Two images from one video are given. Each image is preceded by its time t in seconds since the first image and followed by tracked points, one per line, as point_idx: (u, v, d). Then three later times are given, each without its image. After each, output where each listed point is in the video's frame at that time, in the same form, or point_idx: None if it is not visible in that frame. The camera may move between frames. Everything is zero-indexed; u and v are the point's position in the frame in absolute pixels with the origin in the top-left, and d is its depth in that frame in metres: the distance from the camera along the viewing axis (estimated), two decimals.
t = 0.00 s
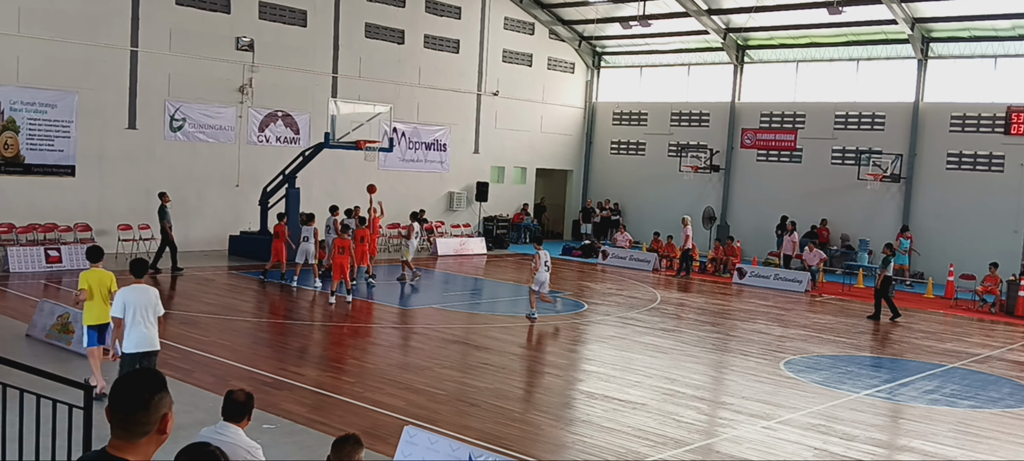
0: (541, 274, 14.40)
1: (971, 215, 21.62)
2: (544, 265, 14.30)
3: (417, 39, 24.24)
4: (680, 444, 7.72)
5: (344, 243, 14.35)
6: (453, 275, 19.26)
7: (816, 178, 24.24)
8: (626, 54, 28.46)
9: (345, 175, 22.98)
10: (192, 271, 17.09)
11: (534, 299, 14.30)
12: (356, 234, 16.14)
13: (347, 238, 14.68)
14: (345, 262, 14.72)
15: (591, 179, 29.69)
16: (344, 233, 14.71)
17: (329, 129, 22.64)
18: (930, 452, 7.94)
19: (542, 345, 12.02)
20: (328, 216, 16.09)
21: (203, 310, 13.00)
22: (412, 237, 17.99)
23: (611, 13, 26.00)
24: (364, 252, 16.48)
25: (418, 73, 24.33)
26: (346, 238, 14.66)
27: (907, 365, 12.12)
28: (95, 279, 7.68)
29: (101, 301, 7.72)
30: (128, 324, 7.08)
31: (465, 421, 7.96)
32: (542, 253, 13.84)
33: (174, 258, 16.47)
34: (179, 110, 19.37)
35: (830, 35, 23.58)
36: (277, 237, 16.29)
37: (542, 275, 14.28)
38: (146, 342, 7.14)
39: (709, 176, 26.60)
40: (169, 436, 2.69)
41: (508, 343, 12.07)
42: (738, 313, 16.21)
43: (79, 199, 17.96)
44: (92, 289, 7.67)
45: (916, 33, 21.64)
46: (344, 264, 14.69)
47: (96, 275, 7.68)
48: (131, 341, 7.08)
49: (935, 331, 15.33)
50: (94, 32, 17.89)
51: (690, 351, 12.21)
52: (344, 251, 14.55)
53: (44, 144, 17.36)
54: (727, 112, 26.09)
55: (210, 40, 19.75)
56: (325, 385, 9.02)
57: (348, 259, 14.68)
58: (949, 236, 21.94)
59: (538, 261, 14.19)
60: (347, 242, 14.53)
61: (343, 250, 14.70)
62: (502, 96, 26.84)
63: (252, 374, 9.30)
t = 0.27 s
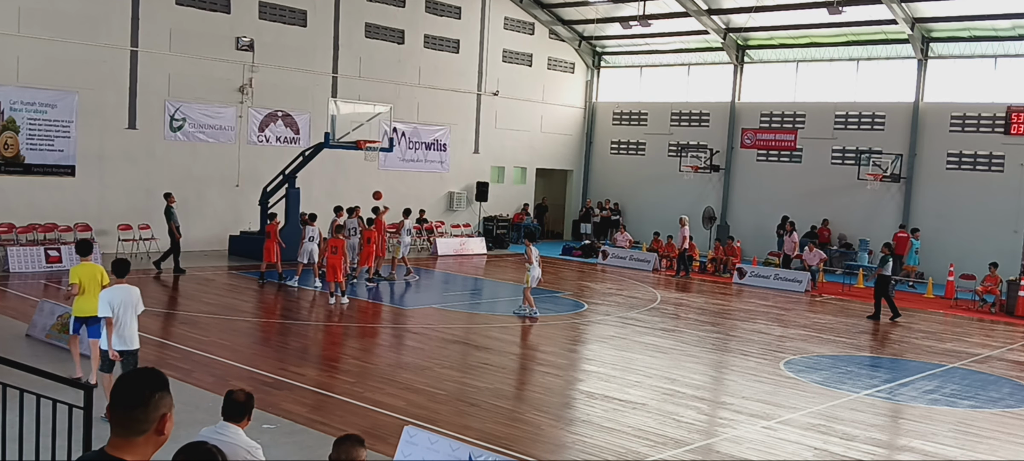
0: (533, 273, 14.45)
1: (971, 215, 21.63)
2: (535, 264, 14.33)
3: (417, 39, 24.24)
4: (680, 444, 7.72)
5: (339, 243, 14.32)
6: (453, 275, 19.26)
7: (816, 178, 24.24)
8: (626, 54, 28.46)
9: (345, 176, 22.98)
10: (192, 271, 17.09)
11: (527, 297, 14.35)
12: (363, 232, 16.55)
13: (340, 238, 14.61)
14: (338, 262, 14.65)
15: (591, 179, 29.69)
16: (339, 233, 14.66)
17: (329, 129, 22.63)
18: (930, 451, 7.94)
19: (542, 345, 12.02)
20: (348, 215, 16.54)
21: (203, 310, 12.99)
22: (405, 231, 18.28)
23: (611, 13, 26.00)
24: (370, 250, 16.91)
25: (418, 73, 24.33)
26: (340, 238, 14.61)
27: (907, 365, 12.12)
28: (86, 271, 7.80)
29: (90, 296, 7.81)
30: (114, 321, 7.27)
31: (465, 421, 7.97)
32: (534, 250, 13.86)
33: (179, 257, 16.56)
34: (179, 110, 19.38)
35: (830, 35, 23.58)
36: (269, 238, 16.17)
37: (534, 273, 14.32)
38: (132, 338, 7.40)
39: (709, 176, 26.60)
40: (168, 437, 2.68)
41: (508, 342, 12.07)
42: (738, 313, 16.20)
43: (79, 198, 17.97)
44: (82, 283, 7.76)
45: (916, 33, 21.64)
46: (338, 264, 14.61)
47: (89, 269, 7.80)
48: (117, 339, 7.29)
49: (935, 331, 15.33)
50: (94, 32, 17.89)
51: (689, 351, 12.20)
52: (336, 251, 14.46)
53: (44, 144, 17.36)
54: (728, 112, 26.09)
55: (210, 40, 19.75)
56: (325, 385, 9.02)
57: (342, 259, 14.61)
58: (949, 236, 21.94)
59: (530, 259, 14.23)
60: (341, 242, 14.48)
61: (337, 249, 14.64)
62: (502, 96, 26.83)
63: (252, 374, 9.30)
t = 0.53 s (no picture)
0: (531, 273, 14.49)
1: (971, 215, 21.64)
2: (533, 264, 14.35)
3: (417, 39, 24.24)
4: (680, 444, 7.72)
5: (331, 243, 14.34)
6: (453, 275, 19.26)
7: (816, 178, 24.24)
8: (626, 54, 28.45)
9: (345, 176, 22.98)
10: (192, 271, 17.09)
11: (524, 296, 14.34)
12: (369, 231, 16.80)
13: (335, 238, 14.69)
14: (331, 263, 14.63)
15: (591, 179, 29.69)
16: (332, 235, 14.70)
17: (329, 129, 22.63)
18: (930, 451, 7.94)
19: (542, 345, 12.03)
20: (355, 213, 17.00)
21: (204, 310, 12.99)
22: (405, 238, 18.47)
23: (611, 13, 26.00)
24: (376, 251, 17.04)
25: (418, 73, 24.32)
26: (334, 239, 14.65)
27: (906, 365, 12.12)
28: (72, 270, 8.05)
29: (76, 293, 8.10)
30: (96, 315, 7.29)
31: (465, 421, 7.97)
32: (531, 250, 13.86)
33: (181, 257, 16.57)
34: (179, 110, 19.38)
35: (830, 35, 23.58)
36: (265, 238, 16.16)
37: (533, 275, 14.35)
38: (118, 333, 7.36)
39: (709, 176, 26.60)
40: (167, 440, 2.68)
41: (508, 343, 12.07)
42: (738, 313, 16.21)
43: (80, 198, 17.97)
44: (70, 281, 8.03)
45: (916, 33, 21.64)
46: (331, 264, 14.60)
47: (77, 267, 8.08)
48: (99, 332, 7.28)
49: (935, 331, 15.33)
50: (94, 32, 17.89)
51: (690, 351, 12.21)
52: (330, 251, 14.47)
53: (44, 144, 17.36)
54: (728, 112, 26.09)
55: (210, 41, 19.75)
56: (325, 385, 9.02)
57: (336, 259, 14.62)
58: (949, 237, 21.94)
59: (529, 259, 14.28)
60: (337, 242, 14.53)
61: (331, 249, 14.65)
62: (502, 96, 26.83)
63: (252, 374, 9.30)
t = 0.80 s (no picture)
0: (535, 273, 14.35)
1: (971, 215, 21.63)
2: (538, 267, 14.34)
3: (417, 39, 24.24)
4: (680, 444, 7.72)
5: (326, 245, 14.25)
6: (453, 275, 19.27)
7: (817, 178, 24.24)
8: (626, 54, 28.46)
9: (345, 175, 22.98)
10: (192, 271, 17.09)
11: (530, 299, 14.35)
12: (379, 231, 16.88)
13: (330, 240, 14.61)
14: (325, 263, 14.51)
15: (591, 179, 29.69)
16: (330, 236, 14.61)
17: (329, 129, 22.63)
18: (930, 451, 7.94)
19: (542, 345, 12.03)
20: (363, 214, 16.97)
21: (204, 310, 12.99)
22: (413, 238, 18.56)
23: (611, 13, 26.00)
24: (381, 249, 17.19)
25: (418, 73, 24.32)
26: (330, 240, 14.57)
27: (906, 365, 12.13)
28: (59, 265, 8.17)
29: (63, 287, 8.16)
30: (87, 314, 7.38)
31: (465, 421, 7.97)
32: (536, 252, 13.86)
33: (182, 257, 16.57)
34: (179, 110, 19.38)
35: (830, 35, 23.58)
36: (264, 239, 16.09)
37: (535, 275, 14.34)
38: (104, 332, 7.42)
39: (709, 175, 26.60)
40: (164, 442, 2.68)
41: (508, 342, 12.07)
42: (738, 313, 16.21)
43: (80, 199, 17.98)
44: (58, 275, 8.14)
45: (916, 33, 21.64)
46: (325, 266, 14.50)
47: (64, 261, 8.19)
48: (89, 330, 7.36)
49: (935, 331, 15.33)
50: (94, 32, 17.89)
51: (690, 351, 12.21)
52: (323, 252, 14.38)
53: (44, 144, 17.36)
54: (728, 112, 26.09)
55: (210, 41, 19.75)
56: (325, 385, 9.02)
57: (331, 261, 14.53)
58: (949, 237, 21.95)
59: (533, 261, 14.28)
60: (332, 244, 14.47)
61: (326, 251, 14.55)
62: (502, 96, 26.83)
63: (252, 374, 9.30)
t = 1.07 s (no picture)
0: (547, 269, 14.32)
1: (971, 215, 21.63)
2: (547, 263, 14.31)
3: (417, 39, 24.24)
4: (681, 444, 7.72)
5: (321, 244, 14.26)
6: (454, 275, 19.26)
7: (817, 178, 24.23)
8: (626, 54, 28.45)
9: (345, 175, 22.98)
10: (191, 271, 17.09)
11: (541, 298, 14.31)
12: (387, 231, 16.74)
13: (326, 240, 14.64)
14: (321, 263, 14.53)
15: (591, 179, 29.69)
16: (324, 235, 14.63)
17: (329, 129, 22.63)
18: (930, 451, 7.94)
19: (542, 345, 12.02)
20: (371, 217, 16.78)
21: (204, 310, 12.99)
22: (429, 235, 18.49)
23: (611, 13, 26.00)
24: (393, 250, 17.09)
25: (418, 73, 24.32)
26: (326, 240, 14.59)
27: (906, 365, 12.12)
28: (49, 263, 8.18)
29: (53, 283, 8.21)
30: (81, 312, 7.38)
31: (465, 421, 7.97)
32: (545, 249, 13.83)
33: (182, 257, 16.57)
34: (179, 110, 19.38)
35: (830, 35, 23.57)
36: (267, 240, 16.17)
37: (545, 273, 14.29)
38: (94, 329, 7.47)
39: (709, 176, 26.60)
40: (162, 443, 2.68)
41: (508, 343, 12.07)
42: (738, 313, 16.21)
43: (80, 198, 17.98)
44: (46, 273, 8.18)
45: (916, 33, 21.64)
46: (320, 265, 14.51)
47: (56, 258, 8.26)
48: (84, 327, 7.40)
49: (935, 331, 15.33)
50: (94, 32, 17.89)
51: (690, 351, 12.21)
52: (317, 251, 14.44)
53: (44, 144, 17.36)
54: (728, 112, 26.09)
55: (210, 41, 19.75)
56: (325, 385, 9.02)
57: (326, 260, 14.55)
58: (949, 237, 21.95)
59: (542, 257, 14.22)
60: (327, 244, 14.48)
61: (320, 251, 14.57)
62: (502, 96, 26.83)
63: (252, 374, 9.31)
